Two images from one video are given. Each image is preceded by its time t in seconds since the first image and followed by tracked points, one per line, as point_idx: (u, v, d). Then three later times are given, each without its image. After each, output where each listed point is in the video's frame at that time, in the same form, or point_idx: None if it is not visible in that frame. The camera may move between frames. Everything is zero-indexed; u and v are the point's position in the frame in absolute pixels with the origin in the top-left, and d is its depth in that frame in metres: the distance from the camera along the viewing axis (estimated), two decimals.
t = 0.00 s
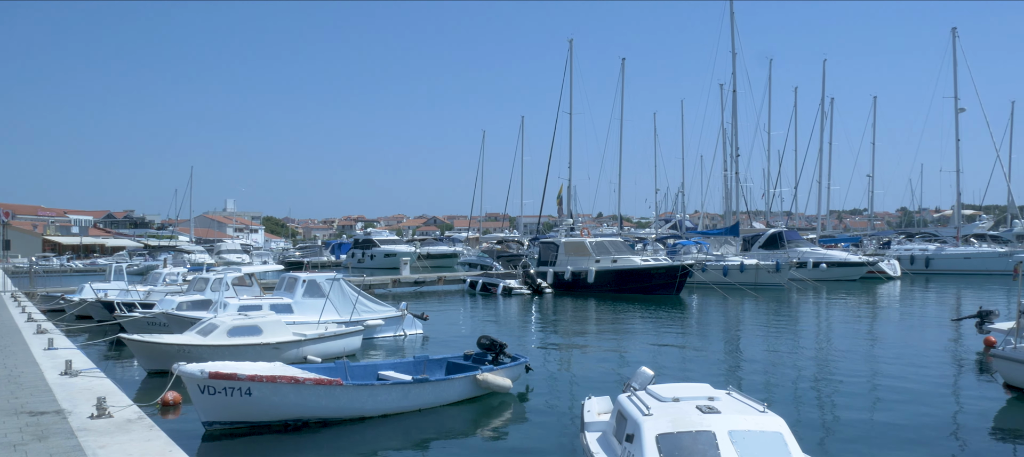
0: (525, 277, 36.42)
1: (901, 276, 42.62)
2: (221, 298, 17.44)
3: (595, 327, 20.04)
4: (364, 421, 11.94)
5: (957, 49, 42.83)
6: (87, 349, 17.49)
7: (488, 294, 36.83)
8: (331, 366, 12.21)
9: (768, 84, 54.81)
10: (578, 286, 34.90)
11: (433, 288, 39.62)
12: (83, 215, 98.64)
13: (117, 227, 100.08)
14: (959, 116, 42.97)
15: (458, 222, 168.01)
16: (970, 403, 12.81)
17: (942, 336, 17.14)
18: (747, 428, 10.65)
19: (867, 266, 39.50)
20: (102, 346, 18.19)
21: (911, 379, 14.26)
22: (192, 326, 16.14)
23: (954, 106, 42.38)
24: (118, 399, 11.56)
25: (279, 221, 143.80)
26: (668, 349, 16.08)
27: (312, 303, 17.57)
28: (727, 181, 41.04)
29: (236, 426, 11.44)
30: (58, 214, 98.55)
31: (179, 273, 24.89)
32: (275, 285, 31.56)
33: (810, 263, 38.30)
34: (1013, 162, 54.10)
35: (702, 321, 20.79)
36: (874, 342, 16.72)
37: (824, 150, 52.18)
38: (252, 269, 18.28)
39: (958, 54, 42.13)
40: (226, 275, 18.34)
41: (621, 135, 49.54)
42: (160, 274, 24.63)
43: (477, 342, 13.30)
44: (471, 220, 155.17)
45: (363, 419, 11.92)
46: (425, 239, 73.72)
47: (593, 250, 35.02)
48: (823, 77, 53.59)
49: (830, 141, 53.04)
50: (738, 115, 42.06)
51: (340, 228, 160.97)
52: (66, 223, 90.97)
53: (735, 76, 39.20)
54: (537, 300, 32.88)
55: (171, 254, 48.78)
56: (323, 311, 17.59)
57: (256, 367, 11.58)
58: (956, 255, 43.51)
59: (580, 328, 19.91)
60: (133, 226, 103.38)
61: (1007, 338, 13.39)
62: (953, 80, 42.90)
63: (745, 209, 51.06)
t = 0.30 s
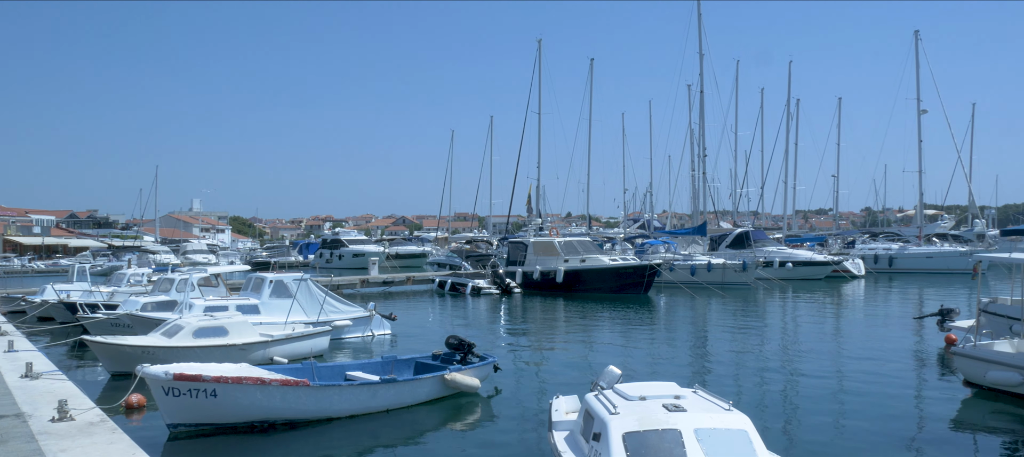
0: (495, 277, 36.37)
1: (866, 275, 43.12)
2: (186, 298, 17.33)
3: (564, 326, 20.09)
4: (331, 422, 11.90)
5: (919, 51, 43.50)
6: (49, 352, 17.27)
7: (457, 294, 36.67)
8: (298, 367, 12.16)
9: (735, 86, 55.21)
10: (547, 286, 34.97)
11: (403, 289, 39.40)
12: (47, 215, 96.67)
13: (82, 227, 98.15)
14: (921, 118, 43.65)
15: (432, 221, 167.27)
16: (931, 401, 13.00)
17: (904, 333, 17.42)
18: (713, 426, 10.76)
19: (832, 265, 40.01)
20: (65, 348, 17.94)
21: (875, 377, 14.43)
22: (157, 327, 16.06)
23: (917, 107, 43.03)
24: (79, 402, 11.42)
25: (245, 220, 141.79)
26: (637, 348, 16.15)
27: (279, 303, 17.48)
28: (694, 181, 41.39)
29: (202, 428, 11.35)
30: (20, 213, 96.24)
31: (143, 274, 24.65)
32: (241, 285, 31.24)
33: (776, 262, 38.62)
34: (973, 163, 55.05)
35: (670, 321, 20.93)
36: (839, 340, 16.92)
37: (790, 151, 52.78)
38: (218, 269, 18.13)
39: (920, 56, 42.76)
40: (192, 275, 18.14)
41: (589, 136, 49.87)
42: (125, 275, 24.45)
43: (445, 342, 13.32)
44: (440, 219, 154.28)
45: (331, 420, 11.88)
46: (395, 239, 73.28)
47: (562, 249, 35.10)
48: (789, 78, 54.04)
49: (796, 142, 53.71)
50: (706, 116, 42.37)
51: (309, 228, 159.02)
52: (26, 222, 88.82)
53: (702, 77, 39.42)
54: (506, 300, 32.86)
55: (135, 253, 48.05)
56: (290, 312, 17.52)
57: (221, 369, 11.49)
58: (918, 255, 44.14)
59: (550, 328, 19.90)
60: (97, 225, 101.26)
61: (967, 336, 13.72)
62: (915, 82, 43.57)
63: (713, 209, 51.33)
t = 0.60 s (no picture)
0: (464, 276, 36.24)
1: (830, 273, 43.60)
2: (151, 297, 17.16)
3: (533, 325, 20.13)
4: (298, 422, 11.86)
5: (882, 53, 44.23)
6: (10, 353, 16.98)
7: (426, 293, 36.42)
8: (265, 367, 12.11)
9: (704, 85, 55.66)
10: (516, 284, 35.03)
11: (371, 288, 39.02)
12: (7, 214, 94.32)
13: (44, 226, 96.25)
14: (884, 119, 44.37)
15: (405, 220, 165.94)
16: (894, 398, 13.24)
17: (867, 331, 17.72)
18: (677, 423, 10.85)
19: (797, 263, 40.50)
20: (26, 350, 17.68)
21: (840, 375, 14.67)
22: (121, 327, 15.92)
23: (880, 108, 43.75)
24: (40, 404, 11.28)
25: (212, 219, 139.59)
26: (605, 347, 16.20)
27: (246, 303, 17.37)
28: (662, 181, 41.67)
29: (166, 429, 11.25)
30: None
31: (106, 274, 25.00)
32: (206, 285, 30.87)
33: (742, 261, 39.27)
34: (934, 164, 55.97)
35: (639, 319, 21.04)
36: (805, 338, 17.19)
37: (756, 151, 53.33)
38: (184, 269, 18.07)
39: (883, 58, 43.46)
40: (157, 275, 17.96)
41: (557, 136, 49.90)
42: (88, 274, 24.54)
43: (412, 341, 13.34)
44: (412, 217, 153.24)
45: (297, 420, 11.84)
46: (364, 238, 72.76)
47: (531, 248, 35.01)
48: (756, 79, 54.58)
49: (762, 142, 54.31)
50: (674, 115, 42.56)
51: (274, 228, 156.56)
52: None
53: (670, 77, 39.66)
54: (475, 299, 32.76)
55: (99, 253, 47.27)
56: (257, 311, 17.41)
57: (187, 369, 11.40)
58: (881, 253, 44.77)
59: (519, 326, 19.96)
60: (61, 225, 99.24)
61: (928, 334, 14.06)
62: (879, 83, 44.30)
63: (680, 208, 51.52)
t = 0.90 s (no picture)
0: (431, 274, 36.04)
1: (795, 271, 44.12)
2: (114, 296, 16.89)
3: (502, 323, 20.20)
4: (264, 421, 11.79)
5: (847, 54, 44.92)
6: None
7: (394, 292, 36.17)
8: (230, 366, 12.04)
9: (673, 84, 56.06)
10: (484, 282, 35.06)
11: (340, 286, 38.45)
12: None
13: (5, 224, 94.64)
14: (848, 119, 45.07)
15: (375, 217, 164.45)
16: (859, 395, 13.44)
17: (831, 328, 17.99)
18: (643, 420, 10.89)
19: (763, 261, 40.83)
20: None
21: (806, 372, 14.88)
22: (84, 325, 15.79)
23: (846, 108, 44.41)
24: None
25: (178, 217, 137.29)
26: (575, 346, 16.27)
27: (212, 301, 17.36)
28: (630, 178, 41.84)
29: (129, 429, 11.12)
30: None
31: (69, 273, 24.81)
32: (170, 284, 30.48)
33: (708, 259, 39.96)
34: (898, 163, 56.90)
35: (607, 317, 21.17)
36: (771, 335, 17.42)
37: (723, 149, 53.82)
38: (148, 267, 18.26)
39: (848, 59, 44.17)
40: (120, 273, 18.04)
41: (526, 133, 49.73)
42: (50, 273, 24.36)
43: (380, 340, 13.35)
44: (384, 214, 152.18)
45: (264, 419, 11.77)
46: (331, 236, 72.27)
47: (500, 246, 34.99)
48: (723, 79, 55.09)
49: (728, 141, 54.79)
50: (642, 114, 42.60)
51: (243, 225, 154.72)
52: None
53: (638, 76, 39.89)
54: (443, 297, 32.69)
55: (60, 251, 46.38)
56: (222, 310, 17.38)
57: (151, 369, 11.29)
58: (846, 251, 45.40)
59: (486, 324, 19.97)
60: (21, 222, 97.17)
61: (891, 331, 14.43)
62: (844, 83, 44.96)
63: (647, 206, 51.65)
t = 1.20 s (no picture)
0: (400, 271, 35.92)
1: (761, 269, 44.58)
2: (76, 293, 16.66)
3: (470, 320, 20.25)
4: (229, 419, 11.72)
5: (812, 55, 45.77)
6: None
7: (362, 289, 36.02)
8: (195, 364, 11.96)
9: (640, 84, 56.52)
10: (452, 279, 35.01)
11: (307, 284, 38.34)
12: None
13: None
14: (814, 119, 45.72)
15: (347, 213, 162.84)
16: (823, 392, 13.63)
17: (794, 326, 18.27)
18: (609, 417, 10.95)
19: (729, 259, 41.19)
20: None
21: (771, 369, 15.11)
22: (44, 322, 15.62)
23: (812, 108, 45.11)
24: None
25: (144, 213, 135.22)
26: (543, 343, 16.33)
27: (176, 299, 17.33)
28: (598, 176, 42.08)
29: (91, 428, 10.99)
30: None
31: (30, 269, 24.49)
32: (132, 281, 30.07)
33: (676, 257, 40.08)
34: (861, 162, 57.97)
35: (574, 314, 21.31)
36: (738, 332, 17.67)
37: (690, 147, 54.39)
38: (113, 264, 17.97)
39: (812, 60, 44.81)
40: (82, 269, 17.74)
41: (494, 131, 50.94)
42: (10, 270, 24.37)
43: (346, 337, 13.34)
44: (354, 212, 151.55)
45: (229, 418, 11.70)
46: (299, 233, 71.70)
47: (468, 244, 34.81)
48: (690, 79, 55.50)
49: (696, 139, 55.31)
50: (611, 111, 42.81)
51: (207, 222, 152.38)
52: None
53: (607, 74, 40.05)
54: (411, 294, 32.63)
55: (19, 247, 45.50)
56: (186, 307, 17.32)
57: (113, 368, 11.17)
58: (811, 249, 45.96)
59: (455, 322, 20.00)
60: None
61: (854, 327, 14.73)
62: (810, 83, 45.69)
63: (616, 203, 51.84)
